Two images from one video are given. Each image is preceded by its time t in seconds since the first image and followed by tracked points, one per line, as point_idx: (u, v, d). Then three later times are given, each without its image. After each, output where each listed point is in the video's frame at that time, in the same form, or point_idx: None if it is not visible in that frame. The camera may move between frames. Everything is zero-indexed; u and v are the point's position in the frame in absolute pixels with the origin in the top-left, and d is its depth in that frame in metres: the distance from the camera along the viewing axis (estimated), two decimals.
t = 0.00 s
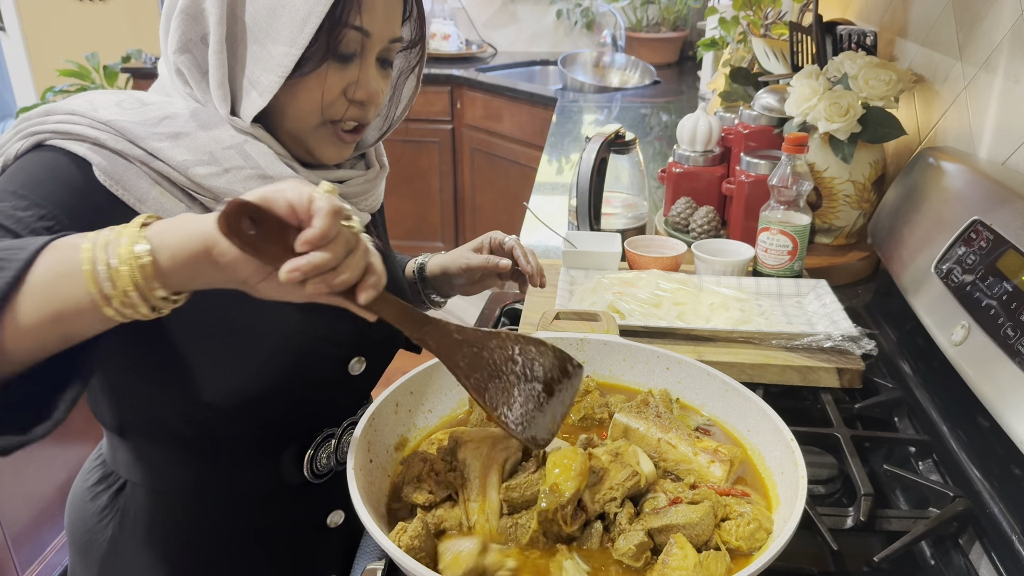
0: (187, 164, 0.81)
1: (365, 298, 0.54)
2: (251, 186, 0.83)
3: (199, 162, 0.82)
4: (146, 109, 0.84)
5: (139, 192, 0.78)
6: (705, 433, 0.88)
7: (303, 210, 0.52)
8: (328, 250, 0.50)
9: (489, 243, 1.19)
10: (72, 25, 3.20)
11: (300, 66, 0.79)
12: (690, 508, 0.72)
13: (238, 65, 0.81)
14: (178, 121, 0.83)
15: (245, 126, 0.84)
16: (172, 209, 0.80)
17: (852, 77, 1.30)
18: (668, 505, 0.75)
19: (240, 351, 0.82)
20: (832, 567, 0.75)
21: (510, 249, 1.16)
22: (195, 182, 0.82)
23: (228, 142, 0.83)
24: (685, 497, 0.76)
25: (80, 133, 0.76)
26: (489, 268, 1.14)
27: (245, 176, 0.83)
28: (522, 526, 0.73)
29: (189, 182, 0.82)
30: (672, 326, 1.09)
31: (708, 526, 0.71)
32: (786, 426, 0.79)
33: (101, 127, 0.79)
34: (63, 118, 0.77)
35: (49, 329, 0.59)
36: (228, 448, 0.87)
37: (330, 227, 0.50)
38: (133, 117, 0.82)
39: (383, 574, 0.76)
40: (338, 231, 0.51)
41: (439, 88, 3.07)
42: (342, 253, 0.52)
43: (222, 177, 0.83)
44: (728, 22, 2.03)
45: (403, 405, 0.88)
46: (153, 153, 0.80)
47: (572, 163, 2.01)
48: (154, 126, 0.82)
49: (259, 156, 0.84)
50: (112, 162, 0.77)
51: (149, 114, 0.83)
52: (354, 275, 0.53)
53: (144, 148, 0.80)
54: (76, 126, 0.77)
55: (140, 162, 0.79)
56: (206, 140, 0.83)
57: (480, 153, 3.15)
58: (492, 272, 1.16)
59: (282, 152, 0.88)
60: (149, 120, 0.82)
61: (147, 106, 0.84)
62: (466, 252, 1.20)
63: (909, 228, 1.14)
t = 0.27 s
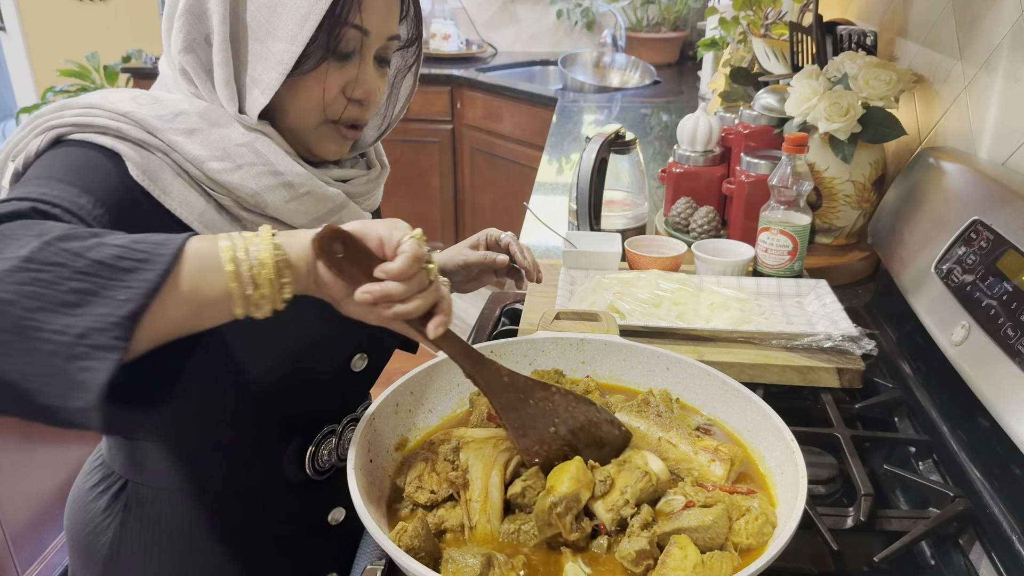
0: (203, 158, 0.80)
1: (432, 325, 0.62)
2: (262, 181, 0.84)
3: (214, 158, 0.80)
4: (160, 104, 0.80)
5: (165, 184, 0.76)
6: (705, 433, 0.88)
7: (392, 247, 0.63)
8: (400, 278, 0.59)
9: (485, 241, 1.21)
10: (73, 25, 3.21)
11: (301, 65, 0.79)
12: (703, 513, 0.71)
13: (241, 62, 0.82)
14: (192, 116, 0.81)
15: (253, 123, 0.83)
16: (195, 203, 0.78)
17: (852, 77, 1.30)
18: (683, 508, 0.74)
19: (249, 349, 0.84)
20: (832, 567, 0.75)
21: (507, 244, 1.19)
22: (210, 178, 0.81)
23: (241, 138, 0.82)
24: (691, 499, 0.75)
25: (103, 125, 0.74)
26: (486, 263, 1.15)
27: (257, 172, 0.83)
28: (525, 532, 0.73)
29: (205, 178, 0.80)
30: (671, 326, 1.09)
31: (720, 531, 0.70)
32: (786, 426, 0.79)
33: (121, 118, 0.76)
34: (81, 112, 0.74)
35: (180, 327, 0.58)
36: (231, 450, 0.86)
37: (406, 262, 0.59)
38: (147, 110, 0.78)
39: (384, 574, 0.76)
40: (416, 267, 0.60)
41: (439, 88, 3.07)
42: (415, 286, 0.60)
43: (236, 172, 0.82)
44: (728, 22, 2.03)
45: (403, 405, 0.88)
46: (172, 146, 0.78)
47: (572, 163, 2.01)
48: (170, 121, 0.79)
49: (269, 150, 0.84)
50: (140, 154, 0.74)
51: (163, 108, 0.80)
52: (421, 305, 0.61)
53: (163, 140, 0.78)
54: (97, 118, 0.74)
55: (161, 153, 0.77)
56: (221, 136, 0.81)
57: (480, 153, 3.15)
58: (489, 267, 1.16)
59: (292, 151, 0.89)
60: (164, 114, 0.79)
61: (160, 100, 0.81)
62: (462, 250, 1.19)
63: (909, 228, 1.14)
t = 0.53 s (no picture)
0: (203, 150, 0.79)
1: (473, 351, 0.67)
2: (261, 173, 0.84)
3: (213, 150, 0.80)
4: (157, 99, 0.80)
5: (172, 177, 0.75)
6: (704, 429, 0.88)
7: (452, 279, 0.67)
8: (453, 306, 0.63)
9: (478, 237, 1.21)
10: (74, 25, 3.21)
11: (279, 56, 0.80)
12: (715, 514, 0.71)
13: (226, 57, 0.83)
14: (190, 110, 0.81)
15: (246, 114, 0.83)
16: (201, 195, 0.78)
17: (852, 77, 1.30)
18: (693, 513, 0.74)
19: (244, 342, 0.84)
20: (832, 567, 0.74)
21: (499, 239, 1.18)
22: (212, 169, 0.80)
23: (237, 131, 0.82)
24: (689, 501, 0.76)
25: (106, 122, 0.74)
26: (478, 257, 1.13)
27: (255, 164, 0.83)
28: (527, 534, 0.73)
29: (205, 170, 0.80)
30: (671, 326, 1.09)
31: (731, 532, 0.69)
32: (786, 426, 0.79)
33: (123, 114, 0.76)
34: (82, 110, 0.74)
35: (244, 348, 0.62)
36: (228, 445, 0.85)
37: (460, 295, 0.64)
38: (146, 105, 0.78)
39: (383, 574, 0.76)
40: (471, 298, 0.64)
41: (439, 88, 3.07)
42: (466, 314, 0.65)
43: (235, 164, 0.81)
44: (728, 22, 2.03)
45: (403, 404, 0.88)
46: (173, 138, 0.78)
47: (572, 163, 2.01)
48: (168, 113, 0.79)
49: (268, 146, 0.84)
50: (146, 147, 0.74)
51: (160, 102, 0.80)
52: (467, 335, 0.65)
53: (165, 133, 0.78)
54: (100, 116, 0.74)
55: (165, 145, 0.77)
56: (219, 128, 0.81)
57: (480, 153, 3.15)
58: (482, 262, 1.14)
59: (286, 145, 0.89)
60: (162, 108, 0.79)
61: (157, 95, 0.81)
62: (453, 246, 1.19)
63: (909, 228, 1.14)
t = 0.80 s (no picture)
0: (206, 154, 0.80)
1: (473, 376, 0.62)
2: (265, 177, 0.84)
3: (217, 154, 0.80)
4: (160, 102, 0.80)
5: (170, 182, 0.75)
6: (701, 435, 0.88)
7: (453, 302, 0.59)
8: (457, 337, 0.57)
9: (478, 242, 1.22)
10: (74, 25, 3.21)
11: (288, 57, 0.79)
12: (706, 520, 0.70)
13: (234, 58, 0.82)
14: (192, 114, 0.81)
15: (251, 116, 0.84)
16: (200, 200, 0.78)
17: (852, 77, 1.30)
18: (685, 516, 0.74)
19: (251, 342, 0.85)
20: (832, 567, 0.74)
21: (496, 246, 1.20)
22: (214, 173, 0.80)
23: (241, 135, 0.82)
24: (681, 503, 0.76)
25: (106, 125, 0.73)
26: (478, 264, 1.16)
27: (258, 168, 0.83)
28: (523, 533, 0.73)
29: (208, 174, 0.80)
30: (671, 326, 1.09)
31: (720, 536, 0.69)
32: (786, 426, 0.79)
33: (124, 118, 0.75)
34: (83, 112, 0.74)
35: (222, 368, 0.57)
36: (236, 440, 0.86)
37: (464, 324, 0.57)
38: (149, 108, 0.78)
39: (384, 574, 0.76)
40: (474, 325, 0.58)
41: (439, 88, 3.07)
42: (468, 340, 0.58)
43: (238, 168, 0.82)
44: (728, 22, 2.03)
45: (403, 404, 0.88)
46: (174, 142, 0.78)
47: (572, 163, 2.01)
48: (171, 118, 0.79)
49: (272, 150, 0.84)
50: (144, 151, 0.74)
51: (163, 107, 0.80)
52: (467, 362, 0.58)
53: (166, 138, 0.78)
54: (100, 119, 0.74)
55: (165, 151, 0.76)
56: (223, 132, 0.81)
57: (480, 153, 3.15)
58: (482, 268, 1.16)
59: (289, 147, 0.89)
60: (164, 112, 0.79)
61: (161, 99, 0.81)
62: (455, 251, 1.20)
63: (909, 227, 1.14)
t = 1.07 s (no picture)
0: (214, 165, 0.80)
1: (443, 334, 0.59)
2: (273, 187, 0.85)
3: (225, 164, 0.81)
4: (167, 111, 0.81)
5: (171, 195, 0.76)
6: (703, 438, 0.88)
7: (411, 250, 0.58)
8: (419, 288, 0.55)
9: (483, 242, 1.22)
10: (73, 25, 3.21)
11: (307, 58, 0.79)
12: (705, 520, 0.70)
13: (251, 60, 0.82)
14: (201, 123, 0.81)
15: (265, 121, 0.84)
16: (202, 212, 0.78)
17: (852, 77, 1.30)
18: (683, 516, 0.74)
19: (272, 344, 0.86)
20: (832, 568, 0.75)
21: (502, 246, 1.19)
22: (221, 183, 0.81)
23: (250, 143, 0.83)
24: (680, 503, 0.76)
25: (108, 137, 0.73)
26: (482, 264, 1.16)
27: (266, 177, 0.84)
28: (524, 534, 0.73)
29: (215, 185, 0.81)
30: (671, 326, 1.09)
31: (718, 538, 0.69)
32: (786, 427, 0.79)
33: (128, 130, 0.76)
34: (88, 122, 0.74)
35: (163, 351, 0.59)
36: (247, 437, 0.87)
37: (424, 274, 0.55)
38: (157, 119, 0.79)
39: (384, 574, 0.76)
40: (437, 273, 0.56)
41: (439, 88, 3.07)
42: (432, 290, 0.56)
43: (246, 179, 0.83)
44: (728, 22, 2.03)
45: (402, 405, 0.88)
46: (183, 154, 0.79)
47: (572, 163, 2.01)
48: (179, 127, 0.80)
49: (280, 158, 0.85)
50: (144, 165, 0.74)
51: (173, 116, 0.80)
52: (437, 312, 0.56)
53: (172, 150, 0.78)
54: (104, 130, 0.74)
55: (169, 164, 0.77)
56: (233, 140, 0.82)
57: (480, 153, 3.15)
58: (486, 268, 1.16)
59: (297, 151, 0.89)
60: (172, 121, 0.80)
61: (168, 108, 0.81)
62: (460, 250, 1.20)
63: (909, 227, 1.14)
